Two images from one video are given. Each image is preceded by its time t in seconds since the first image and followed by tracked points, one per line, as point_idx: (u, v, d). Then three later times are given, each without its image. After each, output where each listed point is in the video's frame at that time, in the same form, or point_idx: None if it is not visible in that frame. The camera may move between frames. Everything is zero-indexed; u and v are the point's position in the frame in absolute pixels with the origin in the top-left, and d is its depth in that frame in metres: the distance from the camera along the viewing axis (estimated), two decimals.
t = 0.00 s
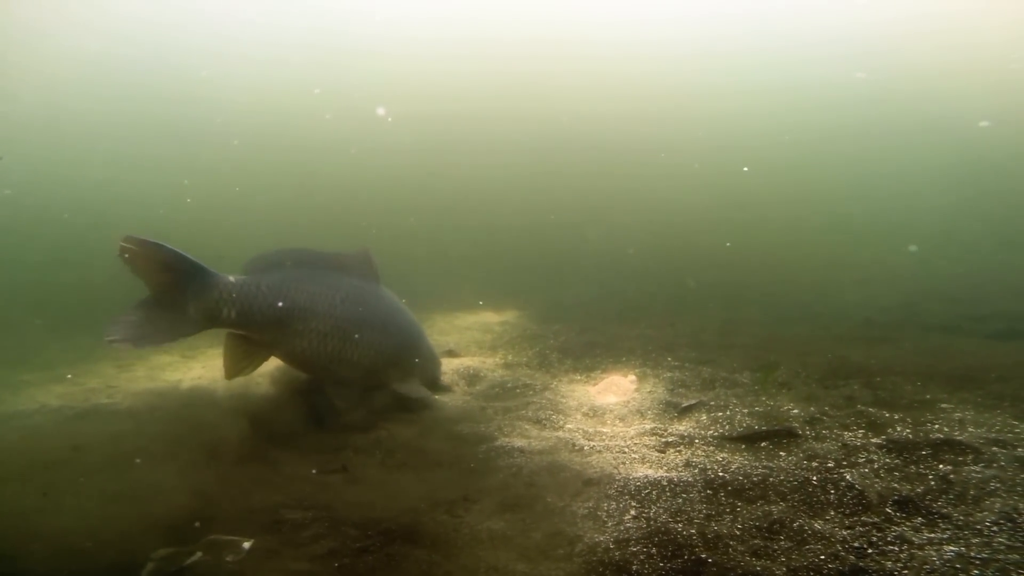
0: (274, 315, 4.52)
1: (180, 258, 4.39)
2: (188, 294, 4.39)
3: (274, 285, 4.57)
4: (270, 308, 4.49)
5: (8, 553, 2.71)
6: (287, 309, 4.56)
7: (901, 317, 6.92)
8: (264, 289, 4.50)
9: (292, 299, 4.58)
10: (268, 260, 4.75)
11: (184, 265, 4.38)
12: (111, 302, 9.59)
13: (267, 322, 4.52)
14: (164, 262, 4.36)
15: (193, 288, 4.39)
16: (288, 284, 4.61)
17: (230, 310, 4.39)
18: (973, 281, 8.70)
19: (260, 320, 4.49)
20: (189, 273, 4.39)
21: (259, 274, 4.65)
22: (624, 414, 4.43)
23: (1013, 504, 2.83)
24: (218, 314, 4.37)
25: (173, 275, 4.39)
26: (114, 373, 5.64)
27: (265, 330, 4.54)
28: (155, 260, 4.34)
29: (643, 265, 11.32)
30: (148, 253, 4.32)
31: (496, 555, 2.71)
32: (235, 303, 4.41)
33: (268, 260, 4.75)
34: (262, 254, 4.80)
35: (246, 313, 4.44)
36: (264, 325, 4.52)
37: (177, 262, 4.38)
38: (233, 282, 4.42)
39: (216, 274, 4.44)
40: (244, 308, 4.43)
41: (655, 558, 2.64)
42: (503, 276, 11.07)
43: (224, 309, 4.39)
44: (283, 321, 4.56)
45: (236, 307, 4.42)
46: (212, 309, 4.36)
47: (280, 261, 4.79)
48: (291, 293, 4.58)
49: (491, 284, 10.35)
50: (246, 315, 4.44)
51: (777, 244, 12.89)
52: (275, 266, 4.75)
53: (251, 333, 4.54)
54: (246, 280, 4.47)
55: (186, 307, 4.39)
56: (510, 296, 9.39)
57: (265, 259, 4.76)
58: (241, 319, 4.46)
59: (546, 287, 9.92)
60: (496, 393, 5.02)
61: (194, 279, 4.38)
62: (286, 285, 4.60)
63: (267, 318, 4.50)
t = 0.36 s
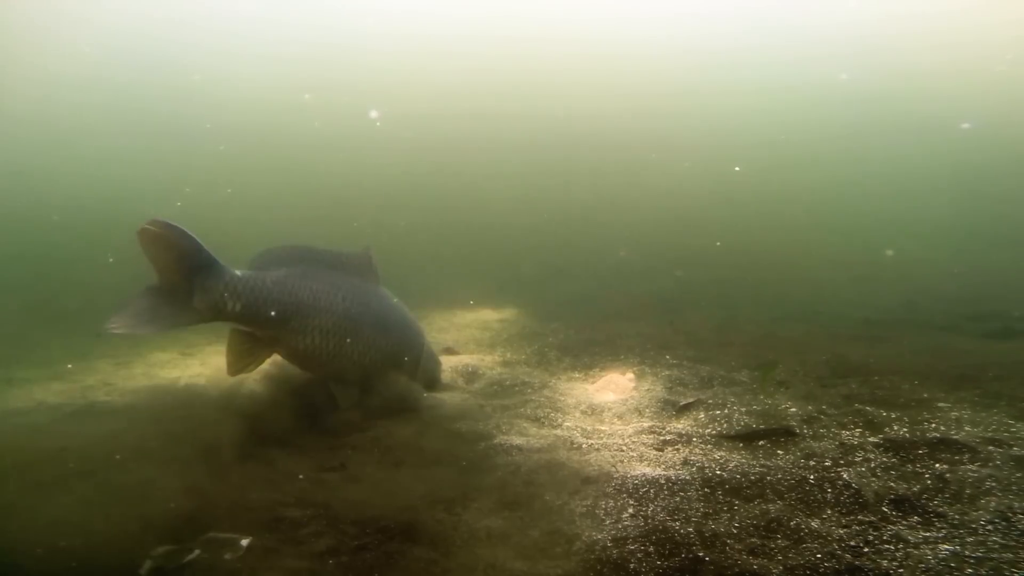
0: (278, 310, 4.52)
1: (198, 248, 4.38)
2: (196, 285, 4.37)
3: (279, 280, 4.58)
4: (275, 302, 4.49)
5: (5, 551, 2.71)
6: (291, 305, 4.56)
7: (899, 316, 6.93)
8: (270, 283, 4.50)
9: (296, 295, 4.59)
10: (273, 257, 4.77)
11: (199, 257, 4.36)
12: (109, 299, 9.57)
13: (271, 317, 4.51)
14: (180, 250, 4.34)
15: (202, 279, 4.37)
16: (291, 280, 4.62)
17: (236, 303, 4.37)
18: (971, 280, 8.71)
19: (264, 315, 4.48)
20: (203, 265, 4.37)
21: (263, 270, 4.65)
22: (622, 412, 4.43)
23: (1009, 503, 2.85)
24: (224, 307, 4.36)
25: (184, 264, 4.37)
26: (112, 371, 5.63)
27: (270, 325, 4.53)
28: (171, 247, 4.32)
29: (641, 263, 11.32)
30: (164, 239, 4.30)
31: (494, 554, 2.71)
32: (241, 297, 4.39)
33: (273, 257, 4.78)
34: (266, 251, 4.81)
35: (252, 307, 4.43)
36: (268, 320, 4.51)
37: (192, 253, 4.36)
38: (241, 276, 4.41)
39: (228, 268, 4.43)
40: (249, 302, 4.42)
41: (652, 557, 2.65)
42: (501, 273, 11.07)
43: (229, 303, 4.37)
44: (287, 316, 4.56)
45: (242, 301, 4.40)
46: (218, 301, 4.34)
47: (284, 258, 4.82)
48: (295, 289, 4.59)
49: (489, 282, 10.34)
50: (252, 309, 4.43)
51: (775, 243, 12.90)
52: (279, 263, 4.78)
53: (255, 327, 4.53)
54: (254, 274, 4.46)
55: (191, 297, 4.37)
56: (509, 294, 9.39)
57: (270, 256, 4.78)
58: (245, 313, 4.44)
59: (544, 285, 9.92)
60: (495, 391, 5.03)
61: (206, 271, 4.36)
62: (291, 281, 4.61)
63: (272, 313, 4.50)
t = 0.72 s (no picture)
0: (279, 315, 4.53)
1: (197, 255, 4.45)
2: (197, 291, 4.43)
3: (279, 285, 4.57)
4: (276, 308, 4.50)
5: (6, 552, 2.71)
6: (293, 309, 4.56)
7: (899, 318, 6.93)
8: (270, 289, 4.50)
9: (296, 299, 4.58)
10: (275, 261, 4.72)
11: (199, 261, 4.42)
12: (110, 301, 9.59)
13: (273, 322, 4.52)
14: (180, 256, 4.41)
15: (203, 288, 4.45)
16: (292, 284, 4.61)
17: (239, 310, 4.41)
18: (971, 282, 8.72)
19: (266, 321, 4.49)
20: (203, 271, 4.43)
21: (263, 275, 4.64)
22: (622, 414, 4.44)
23: (1010, 505, 2.84)
24: (227, 315, 4.40)
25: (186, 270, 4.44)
26: (113, 372, 5.64)
27: (272, 330, 4.54)
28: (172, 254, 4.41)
29: (642, 265, 11.33)
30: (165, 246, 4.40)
31: (495, 555, 2.71)
32: (242, 304, 4.42)
33: (273, 259, 4.72)
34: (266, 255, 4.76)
35: (254, 313, 4.45)
36: (271, 326, 4.52)
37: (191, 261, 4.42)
38: (241, 284, 4.44)
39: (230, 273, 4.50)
40: (251, 308, 4.44)
41: (652, 559, 2.65)
42: (501, 276, 11.07)
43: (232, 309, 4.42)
44: (289, 321, 4.56)
45: (243, 308, 4.43)
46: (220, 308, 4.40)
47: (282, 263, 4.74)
48: (296, 293, 4.58)
49: (490, 284, 10.35)
50: (254, 316, 4.45)
51: (775, 245, 12.91)
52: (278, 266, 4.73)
53: (257, 333, 4.54)
54: (254, 280, 4.49)
55: (195, 304, 4.44)
56: (509, 296, 9.40)
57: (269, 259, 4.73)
58: (248, 319, 4.46)
59: (544, 287, 9.93)
60: (495, 393, 5.03)
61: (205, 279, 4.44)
62: (291, 285, 4.60)
63: (274, 318, 4.51)
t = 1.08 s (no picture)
0: (282, 312, 4.56)
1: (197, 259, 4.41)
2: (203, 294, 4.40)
3: (282, 283, 4.60)
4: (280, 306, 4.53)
5: (7, 551, 2.71)
6: (296, 306, 4.60)
7: (900, 316, 6.92)
8: (274, 287, 4.54)
9: (300, 296, 4.61)
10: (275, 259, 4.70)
11: (201, 266, 4.39)
12: (110, 300, 9.59)
13: (278, 320, 4.55)
14: (180, 264, 4.34)
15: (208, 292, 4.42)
16: (295, 282, 4.65)
17: (245, 309, 4.43)
18: (972, 279, 8.71)
19: (270, 318, 4.53)
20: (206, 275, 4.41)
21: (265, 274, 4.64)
22: (622, 412, 4.44)
23: (1010, 503, 2.84)
24: (233, 315, 4.44)
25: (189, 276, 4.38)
26: (113, 371, 5.64)
27: (276, 327, 4.57)
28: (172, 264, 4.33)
29: (642, 263, 11.32)
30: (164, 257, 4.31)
31: (495, 554, 2.72)
32: (247, 303, 4.46)
33: (278, 256, 4.71)
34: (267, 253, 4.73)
35: (258, 312, 4.48)
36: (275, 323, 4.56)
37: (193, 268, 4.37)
38: (245, 283, 4.48)
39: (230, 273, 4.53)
40: (256, 307, 4.48)
41: (652, 557, 2.65)
42: (501, 274, 11.06)
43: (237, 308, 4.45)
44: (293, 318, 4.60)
45: (249, 307, 4.46)
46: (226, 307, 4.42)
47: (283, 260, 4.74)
48: (298, 291, 4.61)
49: (490, 282, 10.34)
50: (258, 314, 4.49)
51: (776, 242, 12.90)
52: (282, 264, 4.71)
53: (261, 331, 4.59)
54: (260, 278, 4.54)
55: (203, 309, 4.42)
56: (509, 294, 9.39)
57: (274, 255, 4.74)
58: (252, 318, 4.50)
59: (544, 285, 9.91)
60: (496, 392, 5.03)
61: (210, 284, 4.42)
62: (294, 283, 4.64)
63: (278, 316, 4.54)
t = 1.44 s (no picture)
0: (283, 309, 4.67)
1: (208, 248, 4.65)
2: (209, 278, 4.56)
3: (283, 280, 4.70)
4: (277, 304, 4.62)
5: (5, 551, 2.72)
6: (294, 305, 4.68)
7: (899, 317, 6.93)
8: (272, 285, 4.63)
9: (298, 295, 4.69)
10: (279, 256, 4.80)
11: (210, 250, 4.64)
12: (109, 300, 9.59)
13: (276, 318, 4.67)
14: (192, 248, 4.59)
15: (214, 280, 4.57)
16: (292, 281, 4.72)
17: (249, 301, 4.54)
18: (970, 281, 8.72)
19: (269, 316, 4.64)
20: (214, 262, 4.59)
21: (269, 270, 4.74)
22: (622, 413, 4.44)
23: (1008, 505, 2.84)
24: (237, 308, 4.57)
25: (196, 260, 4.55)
26: (113, 371, 5.65)
27: (275, 325, 4.68)
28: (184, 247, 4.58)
29: (641, 264, 11.32)
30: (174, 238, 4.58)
31: (493, 555, 2.72)
32: (249, 298, 4.58)
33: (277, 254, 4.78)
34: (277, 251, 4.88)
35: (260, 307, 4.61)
36: (273, 321, 4.66)
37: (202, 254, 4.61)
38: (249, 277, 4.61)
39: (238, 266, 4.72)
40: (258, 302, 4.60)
41: (651, 558, 2.65)
42: (501, 275, 11.06)
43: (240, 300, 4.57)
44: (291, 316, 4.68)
45: (251, 302, 4.59)
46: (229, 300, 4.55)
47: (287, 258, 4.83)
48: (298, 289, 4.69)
49: (489, 283, 10.34)
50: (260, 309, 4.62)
51: (775, 244, 12.91)
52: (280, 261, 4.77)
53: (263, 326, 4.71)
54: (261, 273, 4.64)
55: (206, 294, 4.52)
56: (508, 295, 9.39)
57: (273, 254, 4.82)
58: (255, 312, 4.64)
59: (544, 286, 9.91)
60: (495, 392, 5.03)
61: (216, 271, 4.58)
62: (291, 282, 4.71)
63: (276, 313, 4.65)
